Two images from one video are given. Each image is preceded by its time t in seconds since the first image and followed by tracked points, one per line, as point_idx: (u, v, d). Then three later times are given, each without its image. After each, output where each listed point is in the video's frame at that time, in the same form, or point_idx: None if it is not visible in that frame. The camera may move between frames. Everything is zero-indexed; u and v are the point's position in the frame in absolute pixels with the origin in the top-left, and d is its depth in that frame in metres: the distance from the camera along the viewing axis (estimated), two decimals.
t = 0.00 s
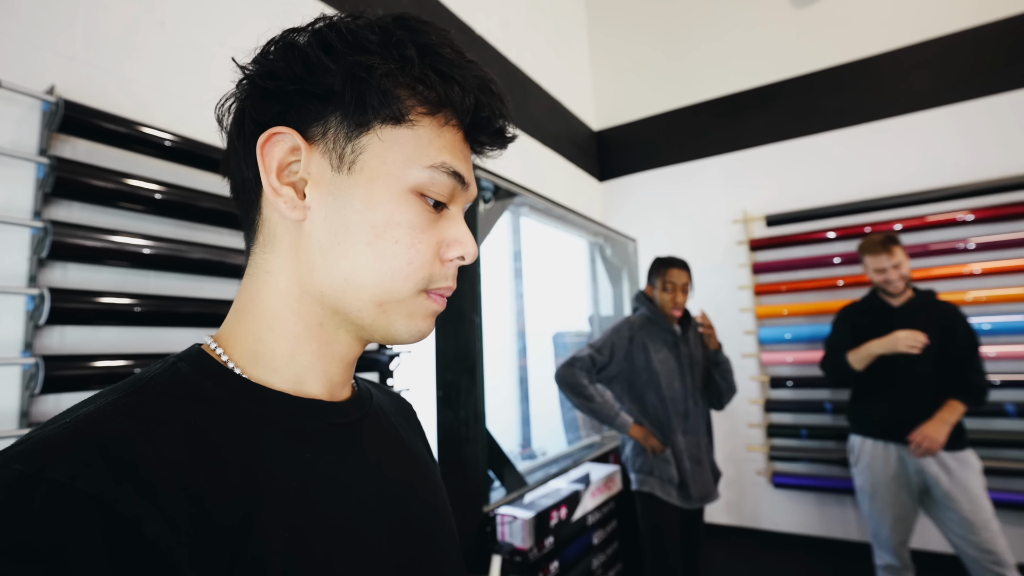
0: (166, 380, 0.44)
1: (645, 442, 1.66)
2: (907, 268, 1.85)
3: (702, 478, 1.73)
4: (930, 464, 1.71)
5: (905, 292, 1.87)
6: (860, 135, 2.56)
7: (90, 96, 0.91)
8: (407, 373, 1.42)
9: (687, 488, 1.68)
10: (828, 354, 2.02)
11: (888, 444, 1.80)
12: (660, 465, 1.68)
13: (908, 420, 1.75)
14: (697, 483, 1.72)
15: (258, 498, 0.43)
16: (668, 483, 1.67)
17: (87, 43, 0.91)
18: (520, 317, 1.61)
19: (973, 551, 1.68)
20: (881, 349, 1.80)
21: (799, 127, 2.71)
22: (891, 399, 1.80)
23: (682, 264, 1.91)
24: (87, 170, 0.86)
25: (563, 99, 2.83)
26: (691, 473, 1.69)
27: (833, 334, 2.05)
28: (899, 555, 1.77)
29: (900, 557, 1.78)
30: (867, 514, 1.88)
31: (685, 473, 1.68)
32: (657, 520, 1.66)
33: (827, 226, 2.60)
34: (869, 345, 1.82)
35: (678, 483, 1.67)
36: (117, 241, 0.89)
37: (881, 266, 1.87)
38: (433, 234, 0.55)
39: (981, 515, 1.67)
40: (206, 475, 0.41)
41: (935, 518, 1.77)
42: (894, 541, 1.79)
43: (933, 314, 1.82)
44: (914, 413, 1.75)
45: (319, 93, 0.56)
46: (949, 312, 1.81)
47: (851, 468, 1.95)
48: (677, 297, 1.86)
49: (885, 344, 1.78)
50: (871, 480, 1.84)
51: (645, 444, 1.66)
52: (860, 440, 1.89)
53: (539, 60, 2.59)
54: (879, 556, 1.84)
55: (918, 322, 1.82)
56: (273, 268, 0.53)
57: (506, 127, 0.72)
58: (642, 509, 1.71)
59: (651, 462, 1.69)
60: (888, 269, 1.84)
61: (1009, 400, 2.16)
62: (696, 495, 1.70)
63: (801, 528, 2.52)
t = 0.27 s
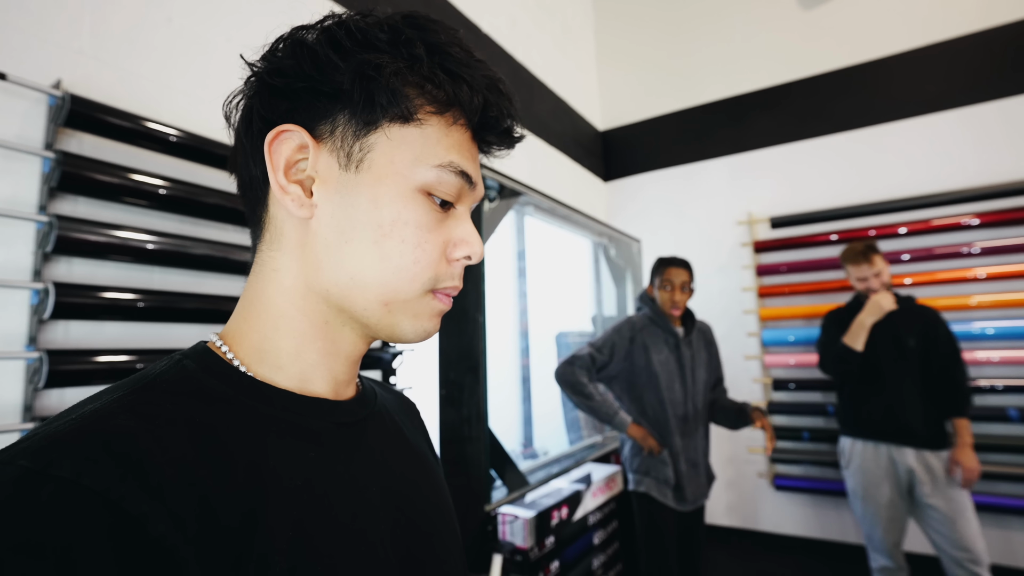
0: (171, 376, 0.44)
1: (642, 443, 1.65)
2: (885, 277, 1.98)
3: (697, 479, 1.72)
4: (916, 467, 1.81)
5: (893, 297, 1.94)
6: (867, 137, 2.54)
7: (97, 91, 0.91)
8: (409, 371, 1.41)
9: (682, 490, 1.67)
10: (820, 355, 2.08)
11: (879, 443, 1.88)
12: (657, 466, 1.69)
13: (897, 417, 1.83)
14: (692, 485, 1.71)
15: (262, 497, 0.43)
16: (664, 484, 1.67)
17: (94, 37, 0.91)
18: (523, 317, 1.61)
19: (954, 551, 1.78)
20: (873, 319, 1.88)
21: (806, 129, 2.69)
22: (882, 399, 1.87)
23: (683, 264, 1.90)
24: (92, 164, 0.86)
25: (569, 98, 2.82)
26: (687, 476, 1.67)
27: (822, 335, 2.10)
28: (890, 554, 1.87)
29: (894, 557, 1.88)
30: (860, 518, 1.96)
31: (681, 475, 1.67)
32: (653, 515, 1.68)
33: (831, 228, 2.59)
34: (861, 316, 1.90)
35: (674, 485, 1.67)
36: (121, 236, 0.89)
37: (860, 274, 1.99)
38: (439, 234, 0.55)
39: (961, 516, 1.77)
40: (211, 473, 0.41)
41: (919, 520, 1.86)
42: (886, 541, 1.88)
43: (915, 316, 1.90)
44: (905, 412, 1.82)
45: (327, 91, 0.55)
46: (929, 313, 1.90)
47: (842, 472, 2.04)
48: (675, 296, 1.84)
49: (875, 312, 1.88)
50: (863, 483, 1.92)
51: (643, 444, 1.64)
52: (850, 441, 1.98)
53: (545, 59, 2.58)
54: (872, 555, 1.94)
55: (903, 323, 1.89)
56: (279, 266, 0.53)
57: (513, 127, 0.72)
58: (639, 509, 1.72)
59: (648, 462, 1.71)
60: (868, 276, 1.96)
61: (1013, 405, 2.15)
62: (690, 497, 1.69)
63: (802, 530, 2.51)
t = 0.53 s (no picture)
0: (171, 373, 0.44)
1: (635, 430, 1.65)
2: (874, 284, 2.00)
3: (693, 481, 1.72)
4: (910, 470, 1.81)
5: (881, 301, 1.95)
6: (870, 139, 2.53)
7: (99, 87, 0.91)
8: (410, 370, 1.42)
9: (677, 490, 1.68)
10: (818, 358, 2.09)
11: (873, 445, 1.88)
12: (654, 463, 1.69)
13: (891, 419, 1.82)
14: (687, 485, 1.71)
15: (261, 494, 0.43)
16: (659, 482, 1.67)
17: (97, 33, 0.91)
18: (523, 316, 1.61)
19: (946, 554, 1.78)
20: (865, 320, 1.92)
21: (809, 130, 2.68)
22: (877, 402, 1.87)
23: (686, 265, 1.89)
24: (95, 160, 0.86)
25: (571, 98, 2.82)
26: (682, 476, 1.68)
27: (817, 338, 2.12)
28: (884, 555, 1.87)
29: (890, 559, 1.88)
30: (855, 520, 1.96)
31: (676, 475, 1.67)
32: (648, 514, 1.67)
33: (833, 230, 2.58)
34: (854, 317, 1.95)
35: (669, 484, 1.67)
36: (123, 232, 0.89)
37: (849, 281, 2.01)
38: (439, 233, 0.55)
39: (954, 519, 1.77)
40: (209, 470, 0.41)
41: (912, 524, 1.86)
42: (881, 543, 1.88)
43: (906, 317, 1.90)
44: (900, 414, 1.82)
45: (327, 89, 0.55)
46: (919, 316, 1.89)
47: (837, 474, 2.03)
48: (675, 295, 1.84)
49: (866, 313, 1.93)
50: (858, 485, 1.92)
51: (635, 432, 1.65)
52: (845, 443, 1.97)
53: (547, 58, 2.57)
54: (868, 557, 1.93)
55: (894, 325, 1.90)
56: (279, 264, 0.53)
57: (514, 126, 0.72)
58: (634, 507, 1.71)
59: (646, 459, 1.70)
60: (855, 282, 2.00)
61: (1014, 409, 2.15)
62: (685, 497, 1.70)
63: (801, 532, 2.50)
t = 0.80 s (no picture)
0: (172, 370, 0.44)
1: (645, 429, 1.65)
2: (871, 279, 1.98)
3: (697, 478, 1.72)
4: (911, 466, 1.80)
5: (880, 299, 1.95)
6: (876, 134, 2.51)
7: (101, 84, 0.90)
8: (413, 367, 1.38)
9: (681, 488, 1.68)
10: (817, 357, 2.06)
11: (876, 442, 1.88)
12: (658, 459, 1.69)
13: (894, 417, 1.82)
14: (691, 483, 1.71)
15: (262, 491, 0.42)
16: (663, 478, 1.67)
17: (99, 30, 0.90)
18: (527, 313, 1.60)
19: (948, 551, 1.77)
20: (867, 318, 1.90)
21: (814, 126, 2.66)
22: (878, 399, 1.86)
23: (689, 260, 1.89)
24: (98, 157, 0.86)
25: (574, 94, 2.80)
26: (686, 473, 1.68)
27: (815, 339, 2.09)
28: (887, 553, 1.86)
29: (893, 557, 1.87)
30: (857, 518, 1.95)
31: (680, 471, 1.68)
32: (650, 512, 1.67)
33: (837, 227, 2.57)
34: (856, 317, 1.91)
35: (672, 481, 1.67)
36: (127, 229, 0.89)
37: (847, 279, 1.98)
38: (442, 229, 0.54)
39: (956, 515, 1.77)
40: (210, 467, 0.40)
41: (915, 522, 1.85)
42: (883, 541, 1.87)
43: (904, 316, 1.91)
44: (901, 410, 1.81)
45: (329, 84, 0.55)
46: (916, 313, 1.92)
47: (840, 471, 2.02)
48: (680, 292, 1.83)
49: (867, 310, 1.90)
50: (860, 482, 1.91)
51: (646, 431, 1.65)
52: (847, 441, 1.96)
53: (550, 54, 2.56)
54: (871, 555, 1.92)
55: (894, 323, 1.90)
56: (280, 260, 0.53)
57: (517, 122, 0.71)
58: (636, 504, 1.71)
59: (651, 454, 1.70)
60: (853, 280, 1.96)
61: (1018, 406, 2.14)
62: (689, 495, 1.70)
63: (804, 529, 2.50)
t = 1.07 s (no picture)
0: (168, 372, 0.44)
1: (650, 426, 1.65)
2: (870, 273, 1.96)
3: (703, 474, 1.72)
4: (911, 459, 1.79)
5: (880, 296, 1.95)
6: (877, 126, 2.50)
7: (98, 86, 0.90)
8: (414, 365, 1.38)
9: (687, 485, 1.68)
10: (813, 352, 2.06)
11: (875, 436, 1.87)
12: (662, 454, 1.68)
13: (894, 411, 1.81)
14: (697, 479, 1.71)
15: (260, 492, 0.42)
16: (667, 473, 1.67)
17: (95, 32, 0.90)
18: (528, 310, 1.60)
19: (951, 543, 1.77)
20: (876, 325, 1.86)
21: (814, 119, 2.65)
22: (877, 393, 1.86)
23: (692, 255, 1.88)
24: (97, 159, 0.86)
25: (573, 90, 2.79)
26: (691, 469, 1.69)
27: (814, 333, 2.09)
28: (889, 545, 1.86)
29: (896, 550, 1.86)
30: (859, 511, 1.95)
31: (685, 466, 1.68)
32: (656, 509, 1.67)
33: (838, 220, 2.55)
34: (864, 321, 1.87)
35: (677, 476, 1.66)
36: (128, 231, 0.89)
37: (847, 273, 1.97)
38: (438, 228, 0.54)
39: (957, 507, 1.77)
40: (208, 469, 0.40)
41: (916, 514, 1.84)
42: (886, 533, 1.87)
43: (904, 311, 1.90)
44: (901, 403, 1.81)
45: (324, 83, 0.54)
46: (916, 306, 1.92)
47: (841, 465, 2.02)
48: (684, 288, 1.83)
49: (878, 318, 1.85)
50: (861, 476, 1.91)
51: (650, 428, 1.65)
52: (847, 435, 1.96)
53: (548, 51, 2.55)
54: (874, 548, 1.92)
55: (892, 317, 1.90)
56: (277, 260, 0.52)
57: (513, 120, 0.71)
58: (642, 500, 1.72)
59: (655, 450, 1.70)
60: (853, 274, 1.94)
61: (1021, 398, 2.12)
62: (695, 491, 1.70)
63: (808, 523, 2.50)
